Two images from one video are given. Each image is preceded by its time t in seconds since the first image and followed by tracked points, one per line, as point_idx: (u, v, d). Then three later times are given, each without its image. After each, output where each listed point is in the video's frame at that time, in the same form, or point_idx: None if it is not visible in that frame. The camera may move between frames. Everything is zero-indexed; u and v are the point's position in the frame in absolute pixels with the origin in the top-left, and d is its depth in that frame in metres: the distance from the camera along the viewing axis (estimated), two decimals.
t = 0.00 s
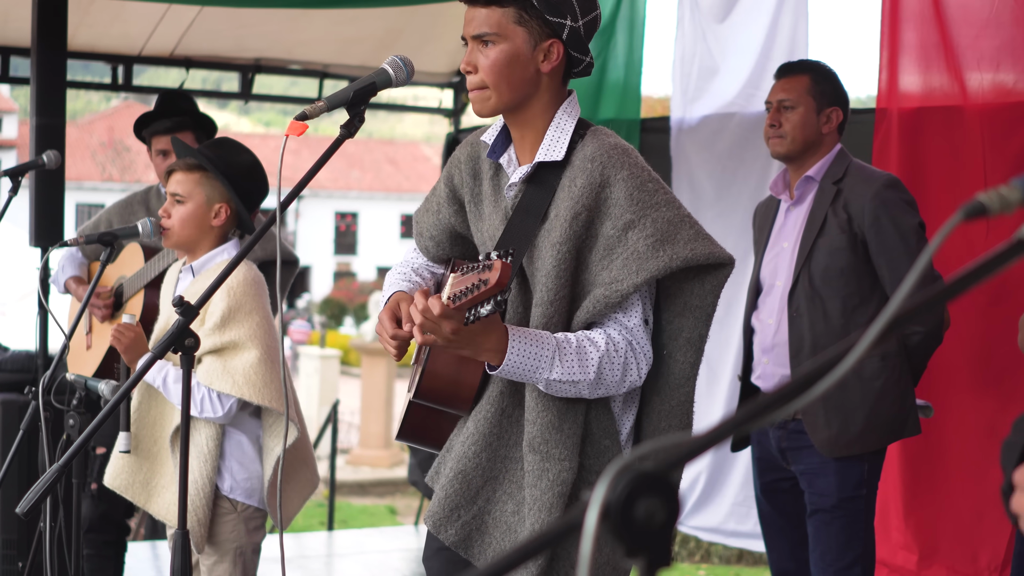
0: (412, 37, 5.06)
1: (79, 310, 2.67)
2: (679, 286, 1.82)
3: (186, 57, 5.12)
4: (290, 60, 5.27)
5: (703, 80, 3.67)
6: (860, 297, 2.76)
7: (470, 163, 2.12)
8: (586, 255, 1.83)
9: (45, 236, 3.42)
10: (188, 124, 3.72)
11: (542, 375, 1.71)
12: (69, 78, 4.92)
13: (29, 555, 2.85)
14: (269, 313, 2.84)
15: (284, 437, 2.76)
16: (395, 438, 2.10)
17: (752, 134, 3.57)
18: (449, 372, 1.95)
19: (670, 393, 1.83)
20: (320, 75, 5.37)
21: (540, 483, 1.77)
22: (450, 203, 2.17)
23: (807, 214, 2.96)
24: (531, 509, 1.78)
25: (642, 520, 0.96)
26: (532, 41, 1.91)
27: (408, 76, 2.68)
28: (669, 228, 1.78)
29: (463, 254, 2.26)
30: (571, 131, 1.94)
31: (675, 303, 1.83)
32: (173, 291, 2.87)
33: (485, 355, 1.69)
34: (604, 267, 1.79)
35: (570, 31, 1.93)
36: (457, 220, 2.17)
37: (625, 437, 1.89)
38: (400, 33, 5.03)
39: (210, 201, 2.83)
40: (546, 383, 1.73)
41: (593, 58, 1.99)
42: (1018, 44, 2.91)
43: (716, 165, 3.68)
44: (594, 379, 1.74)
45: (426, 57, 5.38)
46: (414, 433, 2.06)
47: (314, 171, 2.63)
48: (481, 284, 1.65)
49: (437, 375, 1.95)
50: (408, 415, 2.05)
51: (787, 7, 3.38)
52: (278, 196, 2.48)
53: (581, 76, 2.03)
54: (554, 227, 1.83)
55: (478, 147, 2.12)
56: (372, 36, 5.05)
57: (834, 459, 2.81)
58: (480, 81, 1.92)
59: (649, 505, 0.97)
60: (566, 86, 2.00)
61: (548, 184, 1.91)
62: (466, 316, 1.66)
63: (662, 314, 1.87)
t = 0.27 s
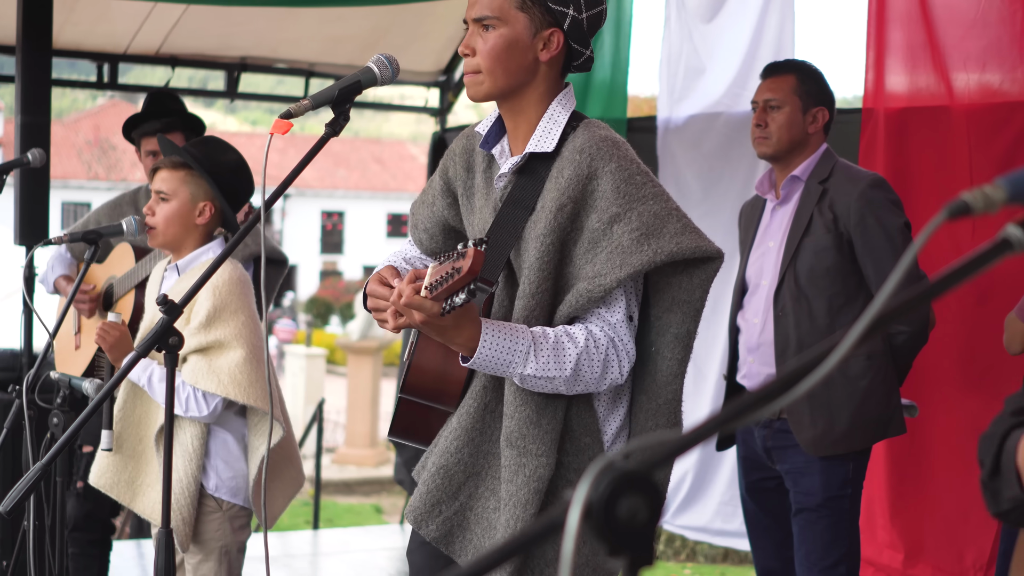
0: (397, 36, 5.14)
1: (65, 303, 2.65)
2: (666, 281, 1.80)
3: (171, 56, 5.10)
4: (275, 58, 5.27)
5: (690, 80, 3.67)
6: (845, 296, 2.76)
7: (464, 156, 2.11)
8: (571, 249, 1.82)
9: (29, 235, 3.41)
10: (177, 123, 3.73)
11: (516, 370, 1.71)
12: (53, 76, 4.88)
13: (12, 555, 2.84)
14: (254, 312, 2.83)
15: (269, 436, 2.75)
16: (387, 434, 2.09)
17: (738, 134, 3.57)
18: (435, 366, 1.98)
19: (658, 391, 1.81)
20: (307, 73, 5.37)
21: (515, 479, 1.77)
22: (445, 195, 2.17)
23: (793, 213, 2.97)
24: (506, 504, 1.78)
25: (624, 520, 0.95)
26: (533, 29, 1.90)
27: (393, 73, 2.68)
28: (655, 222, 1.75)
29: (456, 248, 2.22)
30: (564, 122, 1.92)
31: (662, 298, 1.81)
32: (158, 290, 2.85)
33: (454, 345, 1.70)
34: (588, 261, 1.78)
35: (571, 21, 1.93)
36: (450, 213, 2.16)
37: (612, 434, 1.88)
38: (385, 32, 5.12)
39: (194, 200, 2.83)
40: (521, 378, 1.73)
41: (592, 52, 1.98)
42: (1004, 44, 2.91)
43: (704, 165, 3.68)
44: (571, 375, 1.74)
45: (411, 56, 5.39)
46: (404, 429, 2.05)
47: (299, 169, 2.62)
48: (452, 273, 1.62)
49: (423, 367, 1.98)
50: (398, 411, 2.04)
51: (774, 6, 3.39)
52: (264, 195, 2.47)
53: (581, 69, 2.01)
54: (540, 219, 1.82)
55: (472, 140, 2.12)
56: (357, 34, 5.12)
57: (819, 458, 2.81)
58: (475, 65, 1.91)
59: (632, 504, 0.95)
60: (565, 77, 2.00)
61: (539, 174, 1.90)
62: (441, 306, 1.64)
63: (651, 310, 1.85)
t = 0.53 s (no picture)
0: (382, 33, 5.17)
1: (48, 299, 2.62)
2: (636, 269, 1.82)
3: (157, 50, 5.06)
4: (260, 53, 5.27)
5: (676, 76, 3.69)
6: (830, 292, 2.76)
7: (442, 150, 2.13)
8: (541, 238, 1.83)
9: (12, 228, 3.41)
10: (166, 119, 3.72)
11: (485, 358, 1.71)
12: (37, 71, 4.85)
13: None
14: (238, 307, 2.82)
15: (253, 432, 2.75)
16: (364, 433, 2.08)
17: (724, 130, 3.56)
18: (406, 358, 1.98)
19: (628, 381, 1.82)
20: (291, 69, 5.38)
21: (488, 470, 1.77)
22: (422, 189, 2.17)
23: (777, 209, 2.97)
24: (478, 495, 1.78)
25: (605, 514, 0.95)
26: (512, 21, 1.90)
27: (378, 69, 2.64)
28: (624, 209, 1.77)
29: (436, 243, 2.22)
30: (537, 116, 1.92)
31: (632, 287, 1.83)
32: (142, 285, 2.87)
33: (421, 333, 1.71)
34: (558, 249, 1.79)
35: (551, 14, 1.93)
36: (428, 208, 2.17)
37: (586, 428, 1.88)
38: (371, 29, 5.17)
39: (178, 194, 2.82)
40: (490, 366, 1.73)
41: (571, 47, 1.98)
42: (990, 41, 2.90)
43: (690, 159, 3.69)
44: (541, 364, 1.74)
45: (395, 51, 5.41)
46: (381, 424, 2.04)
47: (285, 164, 2.59)
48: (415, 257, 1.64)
49: (393, 359, 1.99)
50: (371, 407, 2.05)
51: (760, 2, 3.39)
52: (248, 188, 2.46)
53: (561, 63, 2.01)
54: (510, 209, 1.84)
55: (450, 135, 2.14)
56: (342, 29, 5.17)
57: (803, 454, 2.80)
58: (454, 57, 1.91)
59: (613, 498, 0.96)
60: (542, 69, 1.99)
61: (511, 166, 1.92)
62: (405, 290, 1.64)
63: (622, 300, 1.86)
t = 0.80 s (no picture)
0: (365, 31, 5.17)
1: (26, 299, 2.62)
2: (609, 275, 1.82)
3: (138, 48, 5.07)
4: (242, 52, 5.27)
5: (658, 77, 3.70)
6: (811, 291, 2.77)
7: (419, 156, 2.14)
8: (515, 240, 1.83)
9: None
10: (143, 118, 3.71)
11: (455, 354, 1.71)
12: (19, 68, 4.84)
13: None
14: (218, 307, 2.81)
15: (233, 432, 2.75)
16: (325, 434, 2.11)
17: (705, 129, 3.57)
18: (373, 357, 1.99)
19: (595, 388, 1.82)
20: (273, 67, 5.39)
21: (448, 471, 1.77)
22: (398, 195, 2.16)
23: (758, 208, 2.97)
24: (438, 495, 1.78)
25: (581, 514, 0.94)
26: (495, 39, 1.87)
27: (358, 69, 2.64)
28: (600, 213, 1.77)
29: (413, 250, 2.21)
30: (517, 121, 1.92)
31: (604, 293, 1.83)
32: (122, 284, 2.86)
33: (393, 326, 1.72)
34: (532, 250, 1.78)
35: (530, 25, 1.91)
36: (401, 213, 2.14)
37: (550, 435, 1.89)
38: (354, 26, 5.17)
39: (159, 193, 2.82)
40: (459, 363, 1.73)
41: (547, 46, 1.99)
42: (971, 41, 2.92)
43: (670, 160, 3.70)
44: (510, 363, 1.74)
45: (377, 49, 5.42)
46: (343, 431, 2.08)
47: (264, 164, 2.58)
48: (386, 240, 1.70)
49: (360, 359, 2.00)
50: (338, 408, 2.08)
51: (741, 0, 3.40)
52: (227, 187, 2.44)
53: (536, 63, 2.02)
54: (486, 209, 1.83)
55: (428, 141, 2.15)
56: (325, 28, 5.18)
57: (783, 453, 2.80)
58: (443, 83, 1.86)
59: (589, 498, 0.95)
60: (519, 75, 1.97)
61: (489, 169, 1.92)
62: (376, 276, 1.68)
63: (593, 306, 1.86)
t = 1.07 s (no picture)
0: (344, 32, 5.18)
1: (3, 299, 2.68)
2: (586, 273, 1.82)
3: (116, 48, 5.08)
4: (221, 52, 5.28)
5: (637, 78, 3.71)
6: (792, 290, 2.77)
7: (402, 152, 2.14)
8: (494, 234, 1.83)
9: None
10: (110, 115, 3.70)
11: (428, 344, 1.71)
12: None
13: None
14: (196, 308, 2.81)
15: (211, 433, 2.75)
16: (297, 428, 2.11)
17: (684, 130, 3.59)
18: (347, 348, 1.99)
19: (570, 387, 1.82)
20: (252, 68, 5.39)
21: (420, 464, 1.77)
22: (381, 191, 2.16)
23: (740, 207, 2.97)
24: (408, 488, 1.78)
25: (555, 515, 0.93)
26: (480, 38, 1.86)
27: (336, 69, 2.62)
28: (579, 210, 1.77)
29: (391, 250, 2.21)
30: (501, 117, 1.91)
31: (580, 291, 1.84)
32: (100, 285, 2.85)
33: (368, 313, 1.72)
34: (509, 244, 1.78)
35: (513, 22, 1.94)
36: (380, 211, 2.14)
37: (523, 431, 1.88)
38: (334, 28, 5.17)
39: (136, 193, 2.81)
40: (432, 354, 1.73)
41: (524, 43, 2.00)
42: (949, 43, 2.94)
43: (647, 159, 3.72)
44: (483, 358, 1.74)
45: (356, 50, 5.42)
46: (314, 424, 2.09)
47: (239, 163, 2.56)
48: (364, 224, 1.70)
49: (333, 349, 2.00)
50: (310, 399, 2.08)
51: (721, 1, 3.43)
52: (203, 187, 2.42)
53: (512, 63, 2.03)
54: (466, 203, 1.83)
55: (411, 138, 2.15)
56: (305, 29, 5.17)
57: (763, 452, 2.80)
58: (429, 85, 1.85)
59: (562, 499, 0.93)
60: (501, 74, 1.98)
61: (471, 164, 1.92)
62: (352, 261, 1.69)
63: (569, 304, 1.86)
